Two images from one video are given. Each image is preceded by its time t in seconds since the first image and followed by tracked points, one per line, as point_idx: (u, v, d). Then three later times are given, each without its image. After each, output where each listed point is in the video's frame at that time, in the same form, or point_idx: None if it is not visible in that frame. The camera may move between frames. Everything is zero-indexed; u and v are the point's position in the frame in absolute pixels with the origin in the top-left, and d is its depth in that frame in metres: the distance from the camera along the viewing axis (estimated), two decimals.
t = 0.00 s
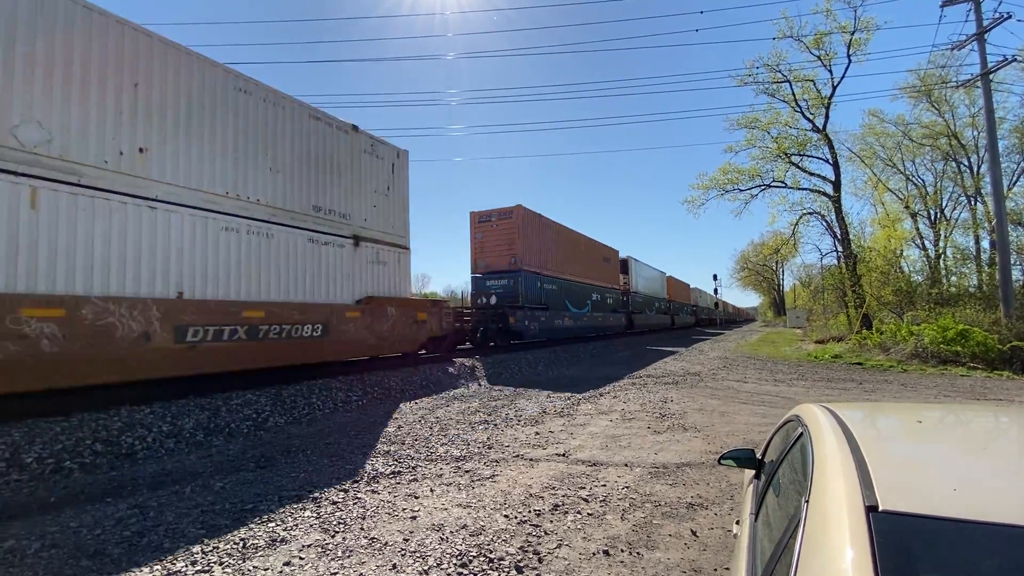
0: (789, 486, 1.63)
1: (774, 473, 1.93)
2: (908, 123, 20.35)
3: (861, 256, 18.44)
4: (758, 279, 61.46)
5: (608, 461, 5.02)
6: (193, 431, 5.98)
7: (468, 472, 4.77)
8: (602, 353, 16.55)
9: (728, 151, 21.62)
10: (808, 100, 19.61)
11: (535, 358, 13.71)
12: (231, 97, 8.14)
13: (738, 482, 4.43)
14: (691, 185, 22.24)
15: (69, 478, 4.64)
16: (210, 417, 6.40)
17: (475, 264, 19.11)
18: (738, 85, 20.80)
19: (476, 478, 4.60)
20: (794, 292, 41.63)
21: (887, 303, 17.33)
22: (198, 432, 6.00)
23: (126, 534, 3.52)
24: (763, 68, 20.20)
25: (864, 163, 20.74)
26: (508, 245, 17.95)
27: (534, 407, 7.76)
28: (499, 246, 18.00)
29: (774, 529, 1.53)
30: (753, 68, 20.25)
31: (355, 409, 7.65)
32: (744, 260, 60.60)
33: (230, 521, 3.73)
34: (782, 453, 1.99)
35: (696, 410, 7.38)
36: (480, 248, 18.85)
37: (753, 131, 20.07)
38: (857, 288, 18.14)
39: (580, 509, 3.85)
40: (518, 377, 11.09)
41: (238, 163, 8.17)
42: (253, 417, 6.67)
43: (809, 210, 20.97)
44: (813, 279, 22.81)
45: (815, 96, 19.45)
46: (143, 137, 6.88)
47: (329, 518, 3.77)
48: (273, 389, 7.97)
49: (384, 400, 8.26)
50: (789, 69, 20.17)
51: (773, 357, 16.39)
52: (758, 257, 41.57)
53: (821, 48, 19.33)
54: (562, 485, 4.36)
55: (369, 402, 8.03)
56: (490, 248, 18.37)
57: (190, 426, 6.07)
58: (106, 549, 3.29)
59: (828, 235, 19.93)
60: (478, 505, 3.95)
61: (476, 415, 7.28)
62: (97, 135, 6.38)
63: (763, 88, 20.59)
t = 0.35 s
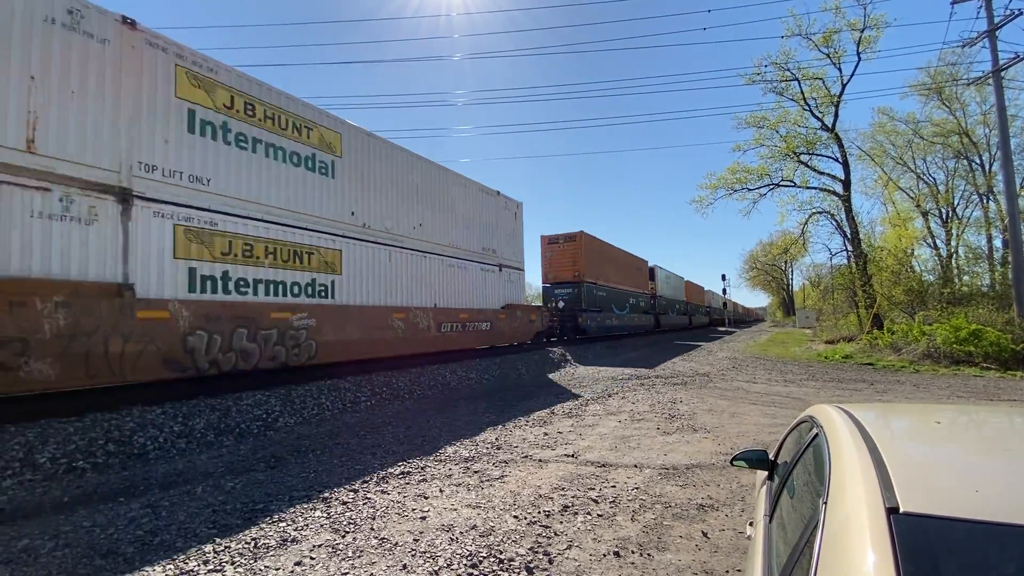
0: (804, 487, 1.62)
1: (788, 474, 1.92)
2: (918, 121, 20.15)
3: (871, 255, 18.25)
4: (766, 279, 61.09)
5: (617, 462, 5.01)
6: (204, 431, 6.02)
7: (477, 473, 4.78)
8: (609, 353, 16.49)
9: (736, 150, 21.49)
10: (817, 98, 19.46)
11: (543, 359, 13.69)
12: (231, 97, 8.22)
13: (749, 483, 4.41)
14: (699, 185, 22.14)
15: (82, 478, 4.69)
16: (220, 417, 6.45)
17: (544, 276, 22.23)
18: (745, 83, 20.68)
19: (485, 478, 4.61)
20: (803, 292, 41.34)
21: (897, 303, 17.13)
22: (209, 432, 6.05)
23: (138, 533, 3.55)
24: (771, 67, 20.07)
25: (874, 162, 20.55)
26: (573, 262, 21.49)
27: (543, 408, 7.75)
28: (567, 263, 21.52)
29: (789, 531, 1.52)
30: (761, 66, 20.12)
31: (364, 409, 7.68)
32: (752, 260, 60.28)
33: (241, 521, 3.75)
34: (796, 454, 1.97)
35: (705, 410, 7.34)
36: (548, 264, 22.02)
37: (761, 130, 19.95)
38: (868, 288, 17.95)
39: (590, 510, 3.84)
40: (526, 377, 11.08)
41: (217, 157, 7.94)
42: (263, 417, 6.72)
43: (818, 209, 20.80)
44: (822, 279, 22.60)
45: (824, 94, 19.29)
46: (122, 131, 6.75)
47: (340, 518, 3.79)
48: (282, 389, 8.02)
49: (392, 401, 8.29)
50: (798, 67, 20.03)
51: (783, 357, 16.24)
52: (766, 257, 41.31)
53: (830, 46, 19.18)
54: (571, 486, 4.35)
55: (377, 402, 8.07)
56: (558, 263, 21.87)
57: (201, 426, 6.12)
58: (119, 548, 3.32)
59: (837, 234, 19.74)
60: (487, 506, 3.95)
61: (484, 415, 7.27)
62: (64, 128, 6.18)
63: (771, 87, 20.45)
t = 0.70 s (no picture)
0: (816, 488, 1.61)
1: (799, 475, 1.91)
2: (929, 118, 19.94)
3: (881, 254, 18.06)
4: (775, 279, 60.77)
5: (626, 462, 4.99)
6: (214, 431, 6.07)
7: (484, 473, 4.78)
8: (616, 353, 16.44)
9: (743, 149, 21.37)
10: (826, 96, 19.29)
11: (549, 359, 13.68)
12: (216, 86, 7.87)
13: (758, 484, 4.38)
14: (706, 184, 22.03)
15: (95, 477, 4.75)
16: (230, 417, 6.50)
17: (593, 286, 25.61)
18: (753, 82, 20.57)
19: (492, 478, 4.61)
20: (813, 291, 41.05)
21: (908, 302, 16.95)
22: (219, 432, 6.09)
23: (151, 532, 3.59)
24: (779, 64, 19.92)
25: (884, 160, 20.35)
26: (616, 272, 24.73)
27: (551, 408, 7.74)
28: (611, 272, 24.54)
29: (801, 533, 1.51)
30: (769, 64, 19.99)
31: (371, 409, 7.72)
32: (761, 259, 59.98)
33: (251, 520, 3.78)
34: (807, 455, 1.96)
35: (714, 411, 7.31)
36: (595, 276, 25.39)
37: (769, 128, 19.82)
38: (878, 287, 17.78)
39: (598, 511, 3.83)
40: (533, 378, 11.08)
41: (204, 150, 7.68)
42: (272, 417, 6.76)
43: (827, 208, 20.64)
44: (832, 278, 22.40)
45: (833, 92, 19.13)
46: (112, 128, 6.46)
47: (349, 517, 3.80)
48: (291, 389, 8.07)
49: (400, 401, 8.31)
50: (806, 65, 19.88)
51: (792, 357, 16.10)
52: (776, 257, 41.09)
53: (839, 43, 19.01)
54: (579, 487, 4.34)
55: (385, 402, 8.10)
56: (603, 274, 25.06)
57: (211, 426, 6.17)
58: (132, 546, 3.36)
59: (847, 233, 19.55)
60: (495, 506, 3.95)
61: (491, 416, 7.27)
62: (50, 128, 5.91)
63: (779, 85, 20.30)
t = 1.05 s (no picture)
0: (824, 488, 1.60)
1: (808, 476, 1.89)
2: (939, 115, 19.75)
3: (890, 253, 17.91)
4: (782, 279, 60.48)
5: (632, 463, 4.97)
6: (222, 430, 6.11)
7: (490, 473, 4.78)
8: (622, 353, 16.40)
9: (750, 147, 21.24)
10: (834, 94, 19.15)
11: (555, 359, 13.68)
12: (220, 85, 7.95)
13: (766, 484, 4.35)
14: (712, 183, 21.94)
15: (105, 475, 4.80)
16: (237, 417, 6.54)
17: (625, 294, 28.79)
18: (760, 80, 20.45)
19: (498, 478, 4.61)
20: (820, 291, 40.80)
21: (918, 301, 16.82)
22: (227, 431, 6.14)
23: (160, 530, 3.62)
24: (786, 62, 19.80)
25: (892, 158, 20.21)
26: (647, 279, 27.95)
27: (556, 408, 7.74)
28: (641, 279, 27.81)
29: (809, 534, 1.50)
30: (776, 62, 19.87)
31: (378, 408, 7.75)
32: (768, 259, 59.69)
33: (259, 520, 3.79)
34: (815, 456, 1.95)
35: (720, 411, 7.27)
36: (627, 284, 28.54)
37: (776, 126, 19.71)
38: (887, 286, 17.63)
39: (605, 511, 3.82)
40: (539, 377, 11.09)
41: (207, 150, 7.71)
42: (280, 417, 6.80)
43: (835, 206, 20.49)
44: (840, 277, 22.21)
45: (841, 89, 18.98)
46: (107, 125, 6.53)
47: (355, 517, 3.82)
48: (297, 389, 8.11)
49: (406, 400, 8.34)
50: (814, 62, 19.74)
51: (800, 357, 16.00)
52: (783, 256, 40.90)
53: (847, 40, 18.86)
54: (585, 487, 4.33)
55: (391, 402, 8.13)
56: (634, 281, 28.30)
57: (219, 426, 6.22)
58: (141, 545, 3.39)
59: (856, 232, 19.38)
60: (501, 506, 3.95)
61: (496, 415, 7.27)
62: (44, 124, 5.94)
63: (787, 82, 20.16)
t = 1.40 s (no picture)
0: (830, 487, 1.59)
1: (815, 475, 1.88)
2: (945, 112, 19.61)
3: (896, 251, 17.81)
4: (787, 277, 60.26)
5: (636, 462, 4.96)
6: (227, 429, 6.14)
7: (494, 471, 4.78)
8: (626, 352, 16.37)
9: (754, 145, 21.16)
10: (839, 91, 19.04)
11: (559, 357, 13.67)
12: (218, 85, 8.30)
13: (771, 484, 4.34)
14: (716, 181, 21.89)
15: (111, 473, 4.84)
16: (242, 415, 6.57)
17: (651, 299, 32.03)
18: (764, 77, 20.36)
19: (502, 477, 4.61)
20: (825, 289, 40.64)
21: (924, 299, 16.72)
22: (232, 429, 6.17)
23: (166, 527, 3.64)
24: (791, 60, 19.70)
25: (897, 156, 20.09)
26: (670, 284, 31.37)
27: (560, 406, 7.74)
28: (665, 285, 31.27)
29: (816, 534, 1.49)
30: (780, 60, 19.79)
31: (382, 407, 7.78)
32: (773, 257, 59.45)
33: (264, 517, 3.81)
34: (822, 455, 1.94)
35: (725, 410, 7.25)
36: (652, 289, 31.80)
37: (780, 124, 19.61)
38: (893, 285, 17.53)
39: (609, 510, 3.82)
40: (543, 376, 11.10)
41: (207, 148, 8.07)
42: (284, 415, 6.83)
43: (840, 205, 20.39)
44: (845, 275, 22.09)
45: (846, 87, 18.87)
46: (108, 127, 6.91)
47: (359, 515, 3.83)
48: (302, 387, 8.14)
49: (410, 399, 8.36)
50: (818, 60, 19.63)
51: (806, 356, 15.93)
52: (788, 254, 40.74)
53: (852, 37, 18.75)
54: (589, 486, 4.33)
55: (395, 400, 8.16)
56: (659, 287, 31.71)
57: (224, 424, 6.25)
58: (147, 542, 3.41)
59: (861, 230, 19.28)
60: (505, 504, 3.95)
61: (500, 414, 7.27)
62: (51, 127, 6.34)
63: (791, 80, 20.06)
